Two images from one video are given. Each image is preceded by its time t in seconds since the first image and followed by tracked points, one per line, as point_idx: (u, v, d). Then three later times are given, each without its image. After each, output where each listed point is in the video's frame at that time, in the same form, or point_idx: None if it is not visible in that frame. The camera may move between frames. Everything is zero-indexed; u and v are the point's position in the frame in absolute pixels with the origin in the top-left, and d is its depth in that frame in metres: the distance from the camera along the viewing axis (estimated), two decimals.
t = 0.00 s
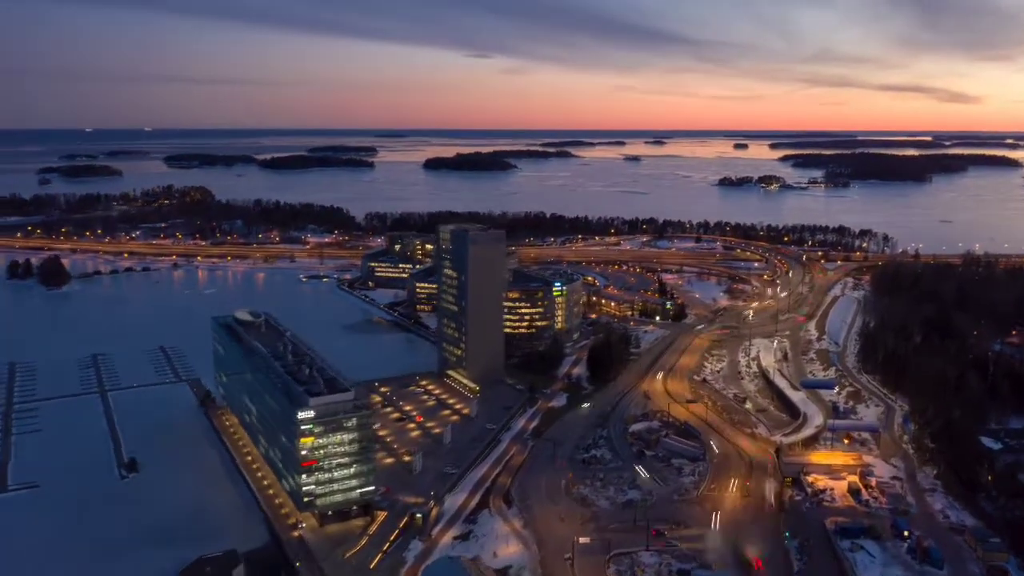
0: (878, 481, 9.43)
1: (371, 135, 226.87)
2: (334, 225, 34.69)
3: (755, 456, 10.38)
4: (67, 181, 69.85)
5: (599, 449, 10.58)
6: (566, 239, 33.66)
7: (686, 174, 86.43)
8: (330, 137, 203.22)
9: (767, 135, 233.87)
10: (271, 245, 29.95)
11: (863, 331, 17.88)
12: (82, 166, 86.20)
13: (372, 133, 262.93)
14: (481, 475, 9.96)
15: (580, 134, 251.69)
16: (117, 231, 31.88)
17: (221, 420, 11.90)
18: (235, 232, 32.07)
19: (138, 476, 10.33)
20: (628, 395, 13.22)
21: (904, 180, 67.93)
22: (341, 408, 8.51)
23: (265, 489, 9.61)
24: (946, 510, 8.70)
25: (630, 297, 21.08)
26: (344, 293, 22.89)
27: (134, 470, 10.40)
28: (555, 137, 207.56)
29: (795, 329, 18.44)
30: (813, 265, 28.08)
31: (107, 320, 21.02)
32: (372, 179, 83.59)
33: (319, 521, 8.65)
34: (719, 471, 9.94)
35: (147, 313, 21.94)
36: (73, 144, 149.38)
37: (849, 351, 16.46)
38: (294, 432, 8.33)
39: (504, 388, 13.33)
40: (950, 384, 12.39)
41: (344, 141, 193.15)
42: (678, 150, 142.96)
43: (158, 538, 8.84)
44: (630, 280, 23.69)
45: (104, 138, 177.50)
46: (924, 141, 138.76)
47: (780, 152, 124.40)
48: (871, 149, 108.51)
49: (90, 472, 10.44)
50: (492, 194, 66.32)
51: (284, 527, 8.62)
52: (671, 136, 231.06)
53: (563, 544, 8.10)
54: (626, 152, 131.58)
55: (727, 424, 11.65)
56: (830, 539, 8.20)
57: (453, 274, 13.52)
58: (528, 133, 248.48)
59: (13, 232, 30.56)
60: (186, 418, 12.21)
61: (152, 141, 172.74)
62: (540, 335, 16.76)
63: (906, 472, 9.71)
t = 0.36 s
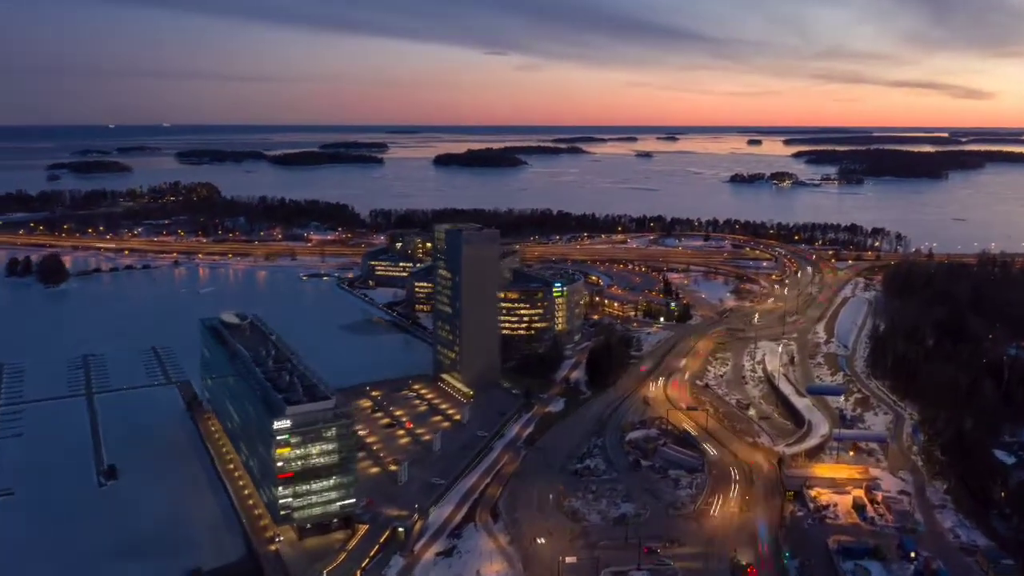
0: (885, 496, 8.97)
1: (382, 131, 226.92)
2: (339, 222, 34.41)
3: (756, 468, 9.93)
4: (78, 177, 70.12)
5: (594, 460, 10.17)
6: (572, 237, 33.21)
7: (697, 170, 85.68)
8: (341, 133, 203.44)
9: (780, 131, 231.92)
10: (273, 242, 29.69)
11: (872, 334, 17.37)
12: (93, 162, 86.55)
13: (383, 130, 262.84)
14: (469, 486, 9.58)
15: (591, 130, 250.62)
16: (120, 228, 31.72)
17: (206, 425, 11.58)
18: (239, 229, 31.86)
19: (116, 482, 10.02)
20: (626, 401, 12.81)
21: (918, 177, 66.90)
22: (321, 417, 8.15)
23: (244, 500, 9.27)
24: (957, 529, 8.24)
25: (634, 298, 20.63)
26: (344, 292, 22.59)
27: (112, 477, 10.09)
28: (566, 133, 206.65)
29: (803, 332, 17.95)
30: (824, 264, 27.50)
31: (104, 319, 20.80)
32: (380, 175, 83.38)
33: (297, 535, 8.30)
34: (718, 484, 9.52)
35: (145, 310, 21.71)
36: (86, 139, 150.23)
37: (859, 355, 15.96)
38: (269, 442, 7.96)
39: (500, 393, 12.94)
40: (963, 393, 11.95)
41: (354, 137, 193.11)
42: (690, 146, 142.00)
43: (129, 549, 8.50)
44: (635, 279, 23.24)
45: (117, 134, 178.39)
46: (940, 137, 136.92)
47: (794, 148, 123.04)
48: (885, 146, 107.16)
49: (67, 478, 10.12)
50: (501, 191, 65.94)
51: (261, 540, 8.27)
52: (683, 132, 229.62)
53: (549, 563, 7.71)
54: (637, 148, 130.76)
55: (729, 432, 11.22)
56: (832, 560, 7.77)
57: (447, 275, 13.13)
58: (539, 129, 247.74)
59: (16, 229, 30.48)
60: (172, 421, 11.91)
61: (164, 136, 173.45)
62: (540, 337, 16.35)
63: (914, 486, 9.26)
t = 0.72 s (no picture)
0: (891, 510, 8.58)
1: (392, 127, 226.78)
2: (343, 219, 34.15)
3: (758, 480, 9.54)
4: (88, 174, 70.21)
5: (588, 470, 9.82)
6: (578, 235, 32.79)
7: (708, 167, 85.01)
8: (351, 130, 203.55)
9: (793, 127, 229.94)
10: (275, 240, 29.45)
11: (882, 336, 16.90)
12: (103, 158, 86.86)
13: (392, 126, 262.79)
14: (458, 496, 9.25)
15: (602, 126, 249.55)
16: (124, 225, 31.57)
17: (192, 430, 11.30)
18: (241, 227, 31.65)
19: (97, 490, 9.75)
20: (625, 406, 12.44)
21: (932, 174, 65.94)
22: (300, 426, 7.83)
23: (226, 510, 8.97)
24: (966, 547, 7.85)
25: (637, 299, 20.21)
26: (344, 291, 22.30)
27: (94, 484, 9.82)
28: (577, 129, 205.71)
29: (810, 334, 17.50)
30: (834, 264, 26.95)
31: (101, 318, 20.60)
32: (388, 172, 83.12)
33: (276, 548, 7.97)
34: (716, 496, 9.15)
35: (143, 308, 21.50)
36: (98, 136, 150.87)
37: (867, 359, 15.53)
38: (246, 452, 7.65)
39: (495, 397, 12.60)
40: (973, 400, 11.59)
41: (365, 133, 193.06)
42: (701, 143, 140.99)
43: (104, 560, 8.21)
44: (639, 279, 22.83)
45: (128, 130, 179.14)
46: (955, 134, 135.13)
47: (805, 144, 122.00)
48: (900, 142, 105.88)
49: (47, 485, 9.87)
50: (509, 188, 65.52)
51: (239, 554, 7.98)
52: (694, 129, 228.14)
53: None
54: (648, 144, 129.79)
55: (730, 441, 10.83)
56: None
57: (441, 275, 12.81)
58: (550, 125, 246.89)
59: (19, 226, 30.39)
60: (158, 425, 11.64)
61: (175, 133, 174.05)
62: (539, 338, 15.99)
63: (922, 500, 8.87)
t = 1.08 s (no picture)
0: (897, 532, 8.07)
1: (405, 122, 226.67)
2: (348, 216, 33.85)
3: (758, 495, 9.05)
4: (100, 169, 70.52)
5: (579, 483, 9.37)
6: (586, 233, 32.31)
7: (722, 162, 84.09)
8: (364, 125, 203.72)
9: (810, 122, 227.56)
10: (279, 237, 29.19)
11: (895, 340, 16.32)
12: (117, 153, 87.24)
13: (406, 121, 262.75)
14: (442, 509, 8.84)
15: (617, 122, 248.23)
16: (128, 221, 31.44)
17: (173, 436, 10.97)
18: (246, 223, 31.41)
19: (71, 498, 9.43)
20: (623, 413, 12.00)
21: (951, 170, 64.75)
22: (270, 438, 7.44)
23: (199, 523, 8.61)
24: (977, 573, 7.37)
25: (642, 299, 19.71)
26: (344, 289, 21.98)
27: (67, 493, 9.50)
28: (591, 125, 204.69)
29: (820, 337, 16.95)
30: (847, 263, 26.31)
31: (98, 315, 20.36)
32: (400, 168, 82.85)
33: (247, 566, 7.51)
34: (713, 512, 8.69)
35: (142, 305, 21.28)
36: (113, 130, 151.81)
37: (879, 364, 14.96)
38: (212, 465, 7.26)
39: (488, 403, 12.19)
40: (989, 412, 11.04)
41: (378, 128, 193.12)
42: (716, 138, 139.73)
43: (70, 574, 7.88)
44: (645, 278, 22.33)
45: (144, 125, 180.27)
46: (976, 129, 132.87)
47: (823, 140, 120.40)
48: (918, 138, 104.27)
49: (20, 494, 9.52)
50: (520, 184, 65.04)
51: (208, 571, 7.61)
52: (709, 124, 226.31)
53: None
54: (663, 140, 128.81)
55: (730, 451, 10.36)
56: None
57: (433, 276, 12.39)
58: (564, 120, 245.94)
59: (24, 222, 30.32)
60: (140, 430, 11.32)
61: (190, 128, 174.88)
62: (538, 340, 15.64)
63: (932, 520, 8.39)
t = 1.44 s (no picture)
0: (902, 550, 7.69)
1: (417, 118, 226.55)
2: (353, 214, 33.60)
3: (757, 509, 8.67)
4: (111, 165, 70.73)
5: (571, 494, 9.03)
6: (593, 231, 31.88)
7: (735, 159, 83.23)
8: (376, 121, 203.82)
9: (824, 118, 225.25)
10: (282, 235, 28.96)
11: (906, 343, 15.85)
12: (128, 149, 87.52)
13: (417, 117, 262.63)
14: (428, 521, 8.52)
15: (629, 118, 246.92)
16: (133, 219, 31.33)
17: (158, 440, 10.69)
18: (249, 220, 31.22)
19: (49, 505, 9.16)
20: (621, 419, 11.63)
21: (968, 167, 63.70)
22: (244, 448, 7.15)
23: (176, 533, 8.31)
24: None
25: (647, 300, 19.28)
26: (345, 288, 21.71)
27: (46, 499, 9.23)
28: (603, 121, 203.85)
29: (829, 339, 16.50)
30: (859, 262, 25.75)
31: (97, 312, 20.17)
32: (409, 164, 82.59)
33: None
34: (709, 526, 8.33)
35: (141, 303, 21.09)
36: (126, 126, 152.45)
37: (888, 369, 14.50)
38: (183, 476, 6.97)
39: (483, 409, 11.85)
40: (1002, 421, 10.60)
41: (390, 124, 193.16)
42: (728, 135, 138.58)
43: None
44: (651, 277, 21.90)
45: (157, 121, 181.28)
46: (993, 125, 130.97)
47: (837, 136, 119.02)
48: (933, 134, 102.81)
49: None
50: (529, 180, 64.58)
51: None
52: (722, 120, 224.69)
53: None
54: (675, 136, 127.73)
55: (730, 461, 9.98)
56: None
57: (426, 276, 12.07)
58: (576, 116, 244.99)
59: (29, 219, 30.25)
60: (126, 433, 11.05)
61: (202, 124, 175.47)
62: (537, 342, 15.22)
63: (940, 538, 8.00)
